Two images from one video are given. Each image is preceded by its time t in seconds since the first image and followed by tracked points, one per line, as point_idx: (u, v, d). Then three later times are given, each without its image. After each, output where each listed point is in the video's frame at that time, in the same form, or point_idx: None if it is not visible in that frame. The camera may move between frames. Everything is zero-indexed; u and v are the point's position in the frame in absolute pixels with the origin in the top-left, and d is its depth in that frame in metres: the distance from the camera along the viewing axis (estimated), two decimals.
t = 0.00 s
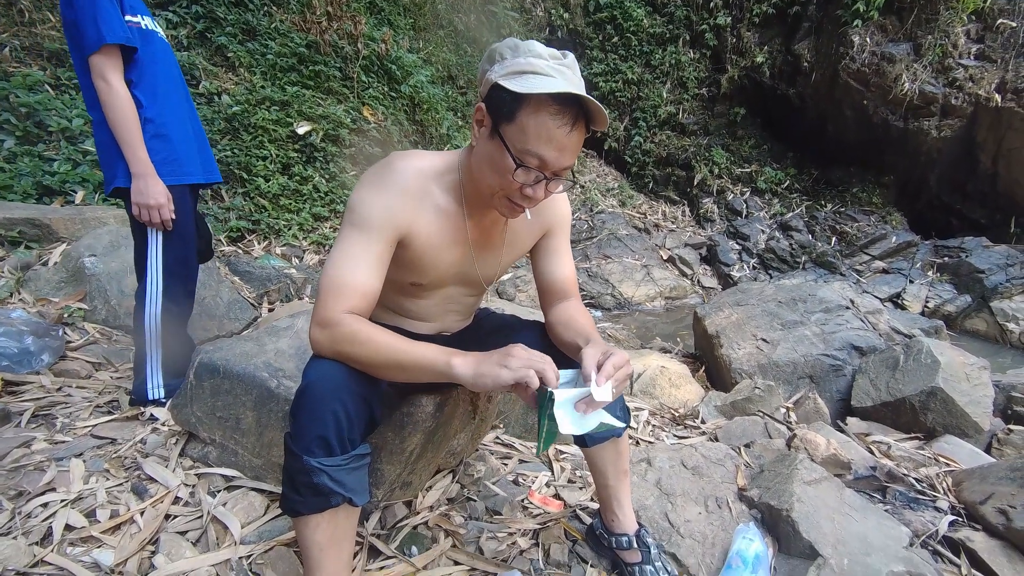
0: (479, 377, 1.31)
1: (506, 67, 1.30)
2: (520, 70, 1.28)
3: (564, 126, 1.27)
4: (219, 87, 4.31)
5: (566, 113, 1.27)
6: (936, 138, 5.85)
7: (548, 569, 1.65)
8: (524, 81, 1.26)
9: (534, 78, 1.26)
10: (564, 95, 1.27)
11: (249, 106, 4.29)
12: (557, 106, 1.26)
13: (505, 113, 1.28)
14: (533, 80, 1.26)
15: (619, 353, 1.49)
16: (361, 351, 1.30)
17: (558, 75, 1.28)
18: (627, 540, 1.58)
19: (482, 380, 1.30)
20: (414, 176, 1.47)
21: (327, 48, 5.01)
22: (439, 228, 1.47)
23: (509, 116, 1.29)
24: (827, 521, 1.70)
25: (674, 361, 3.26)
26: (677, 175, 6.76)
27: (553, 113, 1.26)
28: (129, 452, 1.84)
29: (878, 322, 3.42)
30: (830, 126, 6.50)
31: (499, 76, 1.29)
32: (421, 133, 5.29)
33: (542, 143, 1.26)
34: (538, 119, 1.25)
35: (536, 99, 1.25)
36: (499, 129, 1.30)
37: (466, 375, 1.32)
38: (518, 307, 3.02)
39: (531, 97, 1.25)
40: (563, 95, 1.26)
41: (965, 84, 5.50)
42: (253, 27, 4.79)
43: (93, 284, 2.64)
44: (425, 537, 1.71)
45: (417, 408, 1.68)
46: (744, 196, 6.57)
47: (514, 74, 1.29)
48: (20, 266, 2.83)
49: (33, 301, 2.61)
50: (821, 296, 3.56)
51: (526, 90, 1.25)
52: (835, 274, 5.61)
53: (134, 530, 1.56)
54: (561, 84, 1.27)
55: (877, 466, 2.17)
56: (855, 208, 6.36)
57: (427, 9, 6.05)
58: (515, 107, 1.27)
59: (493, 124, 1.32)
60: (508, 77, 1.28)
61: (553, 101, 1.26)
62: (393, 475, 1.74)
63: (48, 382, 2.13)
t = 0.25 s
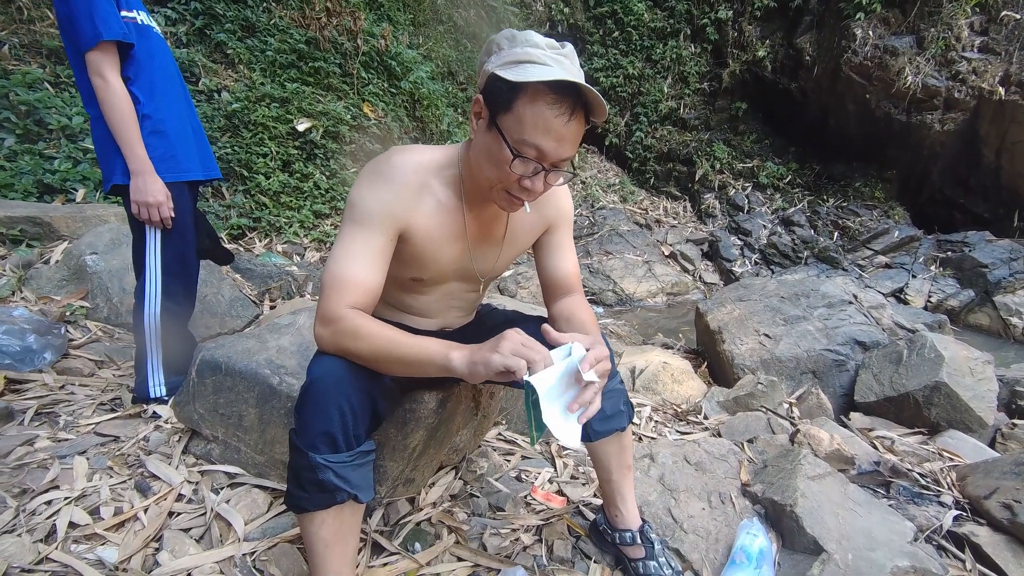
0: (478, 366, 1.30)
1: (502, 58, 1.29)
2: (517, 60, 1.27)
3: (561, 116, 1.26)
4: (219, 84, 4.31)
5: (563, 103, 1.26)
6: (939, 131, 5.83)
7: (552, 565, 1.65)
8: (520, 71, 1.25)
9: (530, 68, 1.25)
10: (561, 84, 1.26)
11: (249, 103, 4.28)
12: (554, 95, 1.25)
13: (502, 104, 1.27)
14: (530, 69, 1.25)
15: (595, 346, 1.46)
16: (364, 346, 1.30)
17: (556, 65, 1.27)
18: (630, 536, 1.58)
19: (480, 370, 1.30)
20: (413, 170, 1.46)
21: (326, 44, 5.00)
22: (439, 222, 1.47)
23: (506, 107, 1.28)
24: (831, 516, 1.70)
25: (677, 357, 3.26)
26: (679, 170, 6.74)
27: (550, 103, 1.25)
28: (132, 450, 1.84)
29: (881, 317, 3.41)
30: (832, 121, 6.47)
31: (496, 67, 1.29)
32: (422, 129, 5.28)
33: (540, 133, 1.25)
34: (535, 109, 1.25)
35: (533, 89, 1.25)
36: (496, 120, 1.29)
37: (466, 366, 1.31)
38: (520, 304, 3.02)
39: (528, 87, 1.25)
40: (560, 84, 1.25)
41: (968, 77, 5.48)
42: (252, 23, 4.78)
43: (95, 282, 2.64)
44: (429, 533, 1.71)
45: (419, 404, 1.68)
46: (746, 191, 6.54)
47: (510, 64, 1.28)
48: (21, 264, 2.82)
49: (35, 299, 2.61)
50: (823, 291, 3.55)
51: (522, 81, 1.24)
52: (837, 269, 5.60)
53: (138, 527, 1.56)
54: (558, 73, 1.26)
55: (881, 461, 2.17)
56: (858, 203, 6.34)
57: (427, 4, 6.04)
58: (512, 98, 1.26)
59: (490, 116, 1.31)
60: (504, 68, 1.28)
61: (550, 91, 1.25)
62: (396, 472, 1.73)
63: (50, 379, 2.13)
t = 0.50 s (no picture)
0: (480, 358, 1.29)
1: (494, 61, 1.29)
2: (509, 63, 1.27)
3: (555, 118, 1.26)
4: (217, 91, 4.32)
5: (556, 105, 1.26)
6: (936, 128, 5.82)
7: (555, 568, 1.64)
8: (512, 74, 1.25)
9: (523, 70, 1.25)
10: (554, 86, 1.26)
11: (246, 110, 4.29)
12: (547, 97, 1.25)
13: (495, 107, 1.27)
14: (522, 72, 1.25)
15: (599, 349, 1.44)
16: (364, 349, 1.30)
17: (548, 66, 1.27)
18: (634, 538, 1.57)
19: (483, 363, 1.29)
20: (409, 175, 1.46)
21: (323, 50, 5.00)
22: (436, 226, 1.46)
23: (499, 110, 1.28)
24: (835, 515, 1.69)
25: (678, 358, 3.25)
26: (677, 171, 6.74)
27: (543, 105, 1.25)
28: (133, 459, 1.83)
29: (882, 314, 3.40)
30: (829, 119, 6.48)
31: (488, 70, 1.29)
32: (420, 134, 5.28)
33: (534, 135, 1.25)
34: (529, 112, 1.24)
35: (525, 92, 1.25)
36: (490, 124, 1.29)
37: (468, 360, 1.30)
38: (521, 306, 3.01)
39: (521, 89, 1.25)
40: (553, 86, 1.25)
41: (965, 74, 5.49)
42: (249, 30, 4.79)
43: (94, 291, 2.64)
44: (431, 539, 1.70)
45: (420, 409, 1.68)
46: (744, 190, 6.55)
47: (502, 67, 1.28)
48: (21, 274, 2.82)
49: (34, 309, 2.61)
50: (824, 289, 3.55)
51: (515, 83, 1.24)
52: (837, 267, 5.59)
53: (139, 536, 1.55)
54: (551, 74, 1.26)
55: (884, 459, 2.16)
56: (857, 201, 6.34)
57: (423, 9, 6.05)
58: (504, 101, 1.26)
59: (483, 119, 1.31)
60: (497, 71, 1.28)
61: (543, 93, 1.25)
62: (398, 477, 1.73)
63: (50, 389, 2.12)
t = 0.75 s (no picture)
0: (477, 345, 1.28)
1: (489, 63, 1.29)
2: (504, 65, 1.27)
3: (549, 120, 1.26)
4: (211, 92, 4.31)
5: (551, 107, 1.26)
6: (931, 126, 5.84)
7: (553, 568, 1.64)
8: (507, 76, 1.25)
9: (517, 72, 1.25)
10: (549, 88, 1.25)
11: (241, 111, 4.28)
12: (541, 100, 1.25)
13: (489, 110, 1.27)
14: (516, 74, 1.25)
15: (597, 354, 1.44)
16: (359, 349, 1.29)
17: (543, 68, 1.26)
18: (632, 537, 1.57)
19: (480, 350, 1.27)
20: (404, 176, 1.45)
21: (318, 51, 4.99)
22: (431, 227, 1.46)
23: (494, 113, 1.27)
24: (832, 513, 1.69)
25: (675, 357, 3.25)
26: (673, 170, 6.75)
27: (538, 107, 1.24)
28: (127, 462, 1.82)
29: (877, 312, 3.41)
30: (824, 117, 6.49)
31: (482, 72, 1.28)
32: (416, 134, 5.27)
33: (529, 137, 1.25)
34: (523, 114, 1.24)
35: (520, 94, 1.24)
36: (484, 126, 1.29)
37: (463, 352, 1.29)
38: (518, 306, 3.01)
39: (515, 91, 1.24)
40: (548, 88, 1.25)
41: (959, 72, 5.51)
42: (244, 31, 4.78)
43: (88, 293, 2.62)
44: (429, 540, 1.70)
45: (417, 410, 1.68)
46: (740, 189, 6.56)
47: (497, 70, 1.28)
48: (14, 277, 2.81)
49: (28, 312, 2.59)
50: (820, 287, 3.56)
51: (509, 86, 1.24)
52: (833, 265, 5.61)
53: (134, 540, 1.55)
54: (545, 76, 1.25)
55: (881, 456, 2.16)
56: (852, 199, 6.36)
57: (418, 9, 6.04)
58: (499, 102, 1.25)
59: (478, 121, 1.31)
60: (491, 73, 1.27)
61: (538, 95, 1.24)
62: (395, 478, 1.72)
63: (44, 392, 2.11)
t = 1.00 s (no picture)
0: (476, 352, 1.29)
1: (481, 65, 1.29)
2: (496, 68, 1.27)
3: (542, 123, 1.25)
4: (206, 94, 4.30)
5: (544, 110, 1.26)
6: (924, 127, 5.87)
7: (550, 570, 1.64)
8: (499, 79, 1.25)
9: (510, 75, 1.25)
10: (542, 91, 1.25)
11: (237, 113, 4.27)
12: (534, 103, 1.25)
13: (482, 112, 1.27)
14: (509, 77, 1.24)
15: (580, 366, 1.42)
16: (357, 352, 1.28)
17: (535, 71, 1.26)
18: (630, 538, 1.56)
19: (480, 357, 1.28)
20: (398, 178, 1.45)
21: (314, 53, 4.98)
22: (426, 228, 1.45)
23: (487, 116, 1.27)
24: (829, 512, 1.70)
25: (672, 357, 3.25)
26: (669, 170, 6.76)
27: (530, 110, 1.24)
28: (122, 466, 1.81)
29: (873, 312, 3.42)
30: (819, 118, 6.52)
31: (475, 75, 1.28)
32: (412, 136, 5.26)
33: (522, 141, 1.24)
34: (517, 117, 1.24)
35: (513, 97, 1.24)
36: (477, 128, 1.28)
37: (464, 355, 1.29)
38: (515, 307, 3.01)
39: (508, 94, 1.24)
40: (541, 91, 1.25)
41: (952, 73, 5.54)
42: (239, 33, 4.77)
43: (83, 296, 2.61)
44: (426, 542, 1.69)
45: (414, 412, 1.67)
46: (736, 190, 6.58)
47: (490, 72, 1.27)
48: (8, 280, 2.79)
49: (21, 315, 2.57)
50: (816, 287, 3.57)
51: (502, 89, 1.23)
52: (829, 265, 5.63)
53: (129, 545, 1.54)
54: (538, 80, 1.25)
55: (877, 455, 2.17)
56: (847, 199, 6.38)
57: (414, 11, 6.04)
58: (492, 105, 1.25)
59: (471, 124, 1.31)
60: (484, 76, 1.27)
61: (531, 98, 1.24)
62: (392, 481, 1.71)
63: (38, 396, 2.09)
